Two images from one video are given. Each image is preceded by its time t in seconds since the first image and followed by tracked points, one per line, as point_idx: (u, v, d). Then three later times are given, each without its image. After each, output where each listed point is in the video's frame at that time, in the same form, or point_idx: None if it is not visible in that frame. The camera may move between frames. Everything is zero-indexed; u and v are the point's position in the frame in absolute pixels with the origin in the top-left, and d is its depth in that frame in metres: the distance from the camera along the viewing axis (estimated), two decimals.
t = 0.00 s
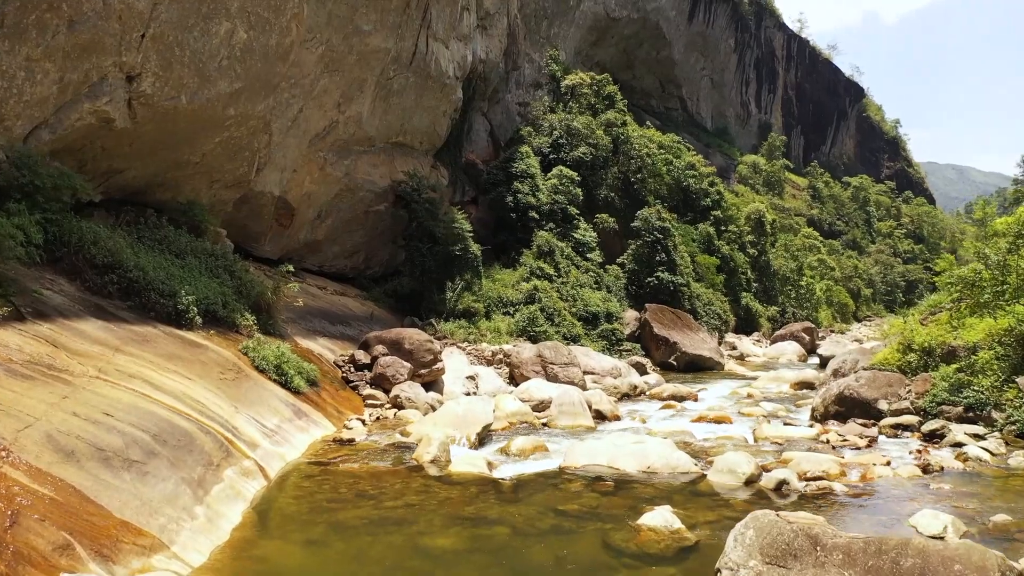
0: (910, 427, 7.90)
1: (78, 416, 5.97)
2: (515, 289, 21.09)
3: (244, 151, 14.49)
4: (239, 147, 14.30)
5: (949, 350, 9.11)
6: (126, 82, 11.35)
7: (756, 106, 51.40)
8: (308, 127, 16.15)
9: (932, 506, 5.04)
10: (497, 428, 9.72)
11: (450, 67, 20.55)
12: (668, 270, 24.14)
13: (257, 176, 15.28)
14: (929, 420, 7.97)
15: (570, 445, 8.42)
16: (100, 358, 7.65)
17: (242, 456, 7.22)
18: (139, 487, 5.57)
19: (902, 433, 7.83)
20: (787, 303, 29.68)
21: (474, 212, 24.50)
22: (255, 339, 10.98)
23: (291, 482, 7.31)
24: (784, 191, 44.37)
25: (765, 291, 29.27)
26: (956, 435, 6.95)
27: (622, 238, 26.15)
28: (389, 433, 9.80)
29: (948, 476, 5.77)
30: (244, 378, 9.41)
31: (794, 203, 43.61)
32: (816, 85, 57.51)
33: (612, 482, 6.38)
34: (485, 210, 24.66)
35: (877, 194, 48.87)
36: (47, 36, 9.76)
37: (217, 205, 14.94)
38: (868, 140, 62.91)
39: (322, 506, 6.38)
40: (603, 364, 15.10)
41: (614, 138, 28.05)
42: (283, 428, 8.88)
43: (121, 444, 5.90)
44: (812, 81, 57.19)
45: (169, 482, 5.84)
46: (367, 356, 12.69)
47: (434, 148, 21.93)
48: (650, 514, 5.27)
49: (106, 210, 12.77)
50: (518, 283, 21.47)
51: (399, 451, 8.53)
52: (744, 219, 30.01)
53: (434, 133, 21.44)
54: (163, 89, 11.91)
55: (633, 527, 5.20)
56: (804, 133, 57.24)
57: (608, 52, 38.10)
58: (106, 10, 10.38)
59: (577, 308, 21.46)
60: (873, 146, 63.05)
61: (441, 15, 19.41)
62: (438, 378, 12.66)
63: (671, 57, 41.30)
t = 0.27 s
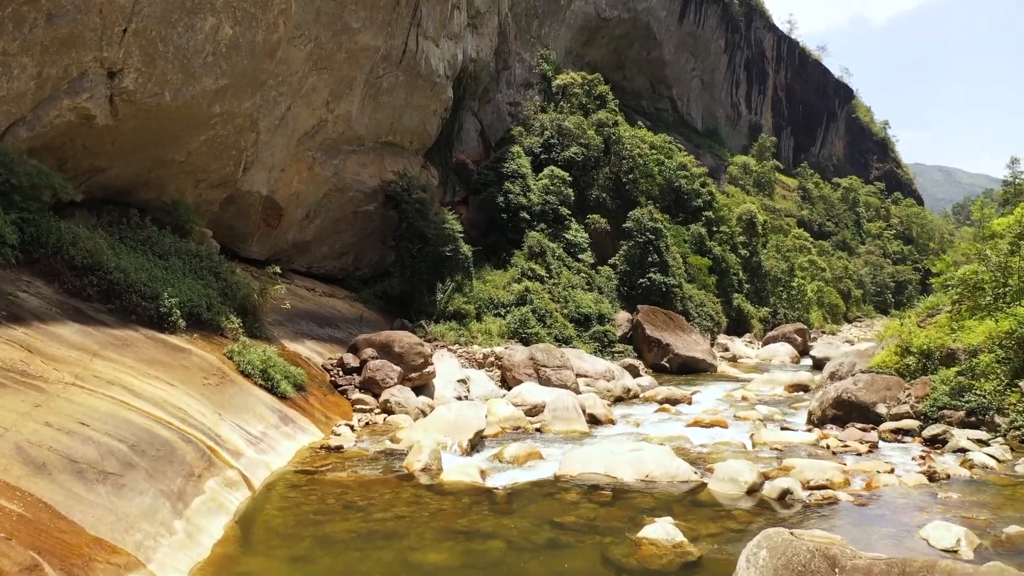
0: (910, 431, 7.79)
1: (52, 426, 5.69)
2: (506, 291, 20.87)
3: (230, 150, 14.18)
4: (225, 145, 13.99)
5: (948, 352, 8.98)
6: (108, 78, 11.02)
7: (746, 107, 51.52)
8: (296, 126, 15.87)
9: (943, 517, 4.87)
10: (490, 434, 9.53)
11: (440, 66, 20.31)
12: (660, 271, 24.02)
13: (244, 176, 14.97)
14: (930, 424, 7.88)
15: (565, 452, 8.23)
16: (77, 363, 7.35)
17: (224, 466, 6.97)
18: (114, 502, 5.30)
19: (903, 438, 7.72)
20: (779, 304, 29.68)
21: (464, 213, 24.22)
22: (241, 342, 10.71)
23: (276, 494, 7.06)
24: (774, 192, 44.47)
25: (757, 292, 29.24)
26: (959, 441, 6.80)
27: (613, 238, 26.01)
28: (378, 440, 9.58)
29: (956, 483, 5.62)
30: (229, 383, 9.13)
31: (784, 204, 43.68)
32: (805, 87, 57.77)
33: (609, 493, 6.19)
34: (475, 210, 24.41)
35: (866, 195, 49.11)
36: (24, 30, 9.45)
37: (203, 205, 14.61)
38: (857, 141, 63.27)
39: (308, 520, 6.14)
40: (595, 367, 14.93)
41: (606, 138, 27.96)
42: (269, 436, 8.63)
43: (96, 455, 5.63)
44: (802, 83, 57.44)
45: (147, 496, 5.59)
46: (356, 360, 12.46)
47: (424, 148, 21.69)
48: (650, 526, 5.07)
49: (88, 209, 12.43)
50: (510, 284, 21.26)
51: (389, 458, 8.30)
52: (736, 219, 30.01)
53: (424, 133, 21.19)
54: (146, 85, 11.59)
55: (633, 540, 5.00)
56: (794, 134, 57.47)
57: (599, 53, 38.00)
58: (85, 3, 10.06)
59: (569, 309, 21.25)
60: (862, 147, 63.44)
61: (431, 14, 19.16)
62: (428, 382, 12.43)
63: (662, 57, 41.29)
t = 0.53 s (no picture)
0: (911, 436, 7.68)
1: (23, 436, 5.42)
2: (497, 292, 20.66)
3: (216, 148, 13.87)
4: (211, 144, 13.69)
5: (947, 355, 8.86)
6: (89, 74, 10.70)
7: (736, 108, 51.61)
8: (284, 124, 15.57)
9: (957, 530, 4.67)
10: (482, 440, 9.31)
11: (431, 64, 20.06)
12: (652, 272, 23.91)
13: (230, 175, 14.67)
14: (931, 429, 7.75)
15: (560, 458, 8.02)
16: (53, 368, 7.05)
17: (206, 476, 6.72)
18: (87, 517, 5.04)
19: (903, 442, 7.60)
20: (770, 304, 29.67)
21: (455, 213, 23.91)
22: (226, 345, 10.43)
23: (260, 505, 6.81)
24: (764, 193, 44.55)
25: (748, 292, 29.22)
26: (963, 446, 6.65)
27: (605, 239, 25.87)
28: (367, 446, 9.35)
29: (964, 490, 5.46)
30: (213, 388, 8.86)
31: (774, 204, 43.76)
32: (795, 88, 57.99)
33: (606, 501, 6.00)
34: (466, 210, 24.17)
35: (856, 196, 49.36)
36: None
37: (188, 205, 14.30)
38: (846, 142, 63.61)
39: (293, 534, 5.90)
40: (588, 369, 14.76)
41: (597, 138, 27.85)
42: (254, 442, 8.37)
43: (69, 467, 5.36)
44: (792, 83, 57.65)
45: (123, 510, 5.33)
46: (345, 363, 12.22)
47: (414, 147, 21.43)
48: (651, 538, 4.83)
49: (69, 209, 12.10)
50: (501, 285, 21.06)
51: (378, 466, 8.07)
52: (727, 220, 30.02)
53: (414, 132, 20.93)
54: (128, 80, 11.27)
55: (634, 555, 4.77)
56: (783, 135, 57.68)
57: (590, 53, 37.88)
58: None
59: (561, 310, 21.06)
60: (851, 148, 63.80)
61: (422, 12, 18.91)
62: (419, 386, 12.20)
63: (652, 57, 41.25)
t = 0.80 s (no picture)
0: (908, 440, 7.48)
1: None
2: (485, 292, 20.43)
3: (198, 146, 13.52)
4: (192, 141, 13.33)
5: (943, 356, 8.76)
6: (64, 68, 10.33)
7: (723, 108, 51.76)
8: (268, 122, 15.23)
9: (967, 542, 4.48)
10: (472, 445, 9.12)
11: (418, 62, 19.78)
12: (641, 272, 23.81)
13: (213, 174, 14.32)
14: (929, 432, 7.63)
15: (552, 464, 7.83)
16: (22, 372, 6.71)
17: (183, 487, 6.43)
18: (52, 534, 4.75)
19: (901, 446, 7.46)
20: (758, 304, 29.71)
21: (442, 213, 23.61)
22: (207, 348, 10.12)
23: (240, 517, 6.52)
24: (751, 193, 44.68)
25: (736, 293, 29.22)
26: (963, 450, 6.53)
27: (594, 239, 25.75)
28: (353, 453, 9.10)
29: (969, 497, 5.31)
30: (192, 394, 8.55)
31: (761, 205, 43.88)
32: (781, 89, 58.30)
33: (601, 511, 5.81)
34: (453, 210, 23.90)
35: (841, 197, 49.72)
36: None
37: (169, 204, 13.93)
38: (832, 143, 64.06)
39: (274, 549, 5.67)
40: (578, 371, 14.58)
41: (586, 138, 27.72)
42: (235, 450, 8.09)
43: (34, 480, 5.06)
44: (778, 85, 57.95)
45: (91, 526, 5.05)
46: (330, 366, 11.95)
47: (401, 146, 21.13)
48: (649, 552, 4.62)
49: (45, 207, 11.71)
50: (489, 286, 20.84)
51: (364, 474, 7.82)
52: (715, 220, 30.08)
53: (400, 131, 20.64)
54: (105, 75, 10.91)
55: (631, 569, 4.58)
56: (770, 136, 57.97)
57: (577, 52, 37.75)
58: None
59: (549, 311, 20.84)
60: (836, 149, 64.29)
61: (409, 9, 18.62)
62: (406, 389, 11.95)
63: (640, 58, 41.22)
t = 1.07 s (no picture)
0: (903, 443, 7.38)
1: None
2: (471, 293, 20.18)
3: (177, 143, 13.13)
4: (171, 138, 12.94)
5: (937, 357, 8.69)
6: (36, 60, 9.91)
7: (708, 109, 51.92)
8: (249, 119, 14.87)
9: (976, 552, 4.31)
10: (458, 450, 8.88)
11: (403, 60, 19.48)
12: (627, 272, 23.69)
13: (192, 171, 13.93)
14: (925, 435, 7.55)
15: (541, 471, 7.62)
16: None
17: (156, 498, 6.12)
18: (12, 553, 4.44)
19: (896, 449, 7.35)
20: (744, 304, 29.75)
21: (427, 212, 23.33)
22: (184, 351, 9.77)
23: (217, 529, 6.22)
24: (736, 193, 44.83)
25: (722, 293, 29.24)
26: (961, 454, 6.41)
27: (580, 239, 25.63)
28: (336, 459, 8.82)
29: (971, 503, 5.18)
30: (168, 399, 8.21)
31: (746, 205, 44.02)
32: (766, 89, 58.62)
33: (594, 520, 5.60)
34: (438, 210, 23.61)
35: (825, 197, 50.14)
36: None
37: (147, 202, 13.51)
38: (815, 143, 64.59)
39: (252, 563, 5.39)
40: (565, 372, 14.39)
41: (572, 137, 27.57)
42: (212, 457, 7.77)
43: None
44: (762, 85, 58.27)
45: (56, 543, 4.76)
46: (313, 368, 11.65)
47: (385, 144, 20.81)
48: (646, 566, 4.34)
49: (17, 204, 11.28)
50: (474, 286, 20.59)
51: (347, 482, 7.55)
52: (701, 220, 30.14)
53: (385, 129, 20.33)
54: (79, 68, 10.50)
55: None
56: (754, 136, 58.29)
57: (563, 52, 37.61)
58: None
59: (536, 311, 20.62)
60: (820, 150, 64.82)
61: (394, 5, 18.32)
62: (390, 392, 11.68)
63: (625, 57, 41.19)
